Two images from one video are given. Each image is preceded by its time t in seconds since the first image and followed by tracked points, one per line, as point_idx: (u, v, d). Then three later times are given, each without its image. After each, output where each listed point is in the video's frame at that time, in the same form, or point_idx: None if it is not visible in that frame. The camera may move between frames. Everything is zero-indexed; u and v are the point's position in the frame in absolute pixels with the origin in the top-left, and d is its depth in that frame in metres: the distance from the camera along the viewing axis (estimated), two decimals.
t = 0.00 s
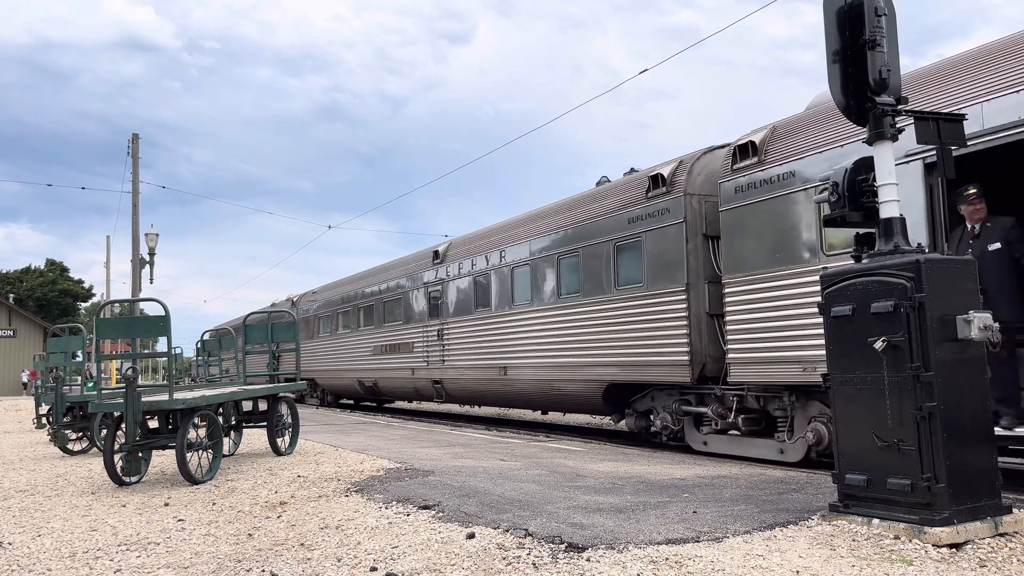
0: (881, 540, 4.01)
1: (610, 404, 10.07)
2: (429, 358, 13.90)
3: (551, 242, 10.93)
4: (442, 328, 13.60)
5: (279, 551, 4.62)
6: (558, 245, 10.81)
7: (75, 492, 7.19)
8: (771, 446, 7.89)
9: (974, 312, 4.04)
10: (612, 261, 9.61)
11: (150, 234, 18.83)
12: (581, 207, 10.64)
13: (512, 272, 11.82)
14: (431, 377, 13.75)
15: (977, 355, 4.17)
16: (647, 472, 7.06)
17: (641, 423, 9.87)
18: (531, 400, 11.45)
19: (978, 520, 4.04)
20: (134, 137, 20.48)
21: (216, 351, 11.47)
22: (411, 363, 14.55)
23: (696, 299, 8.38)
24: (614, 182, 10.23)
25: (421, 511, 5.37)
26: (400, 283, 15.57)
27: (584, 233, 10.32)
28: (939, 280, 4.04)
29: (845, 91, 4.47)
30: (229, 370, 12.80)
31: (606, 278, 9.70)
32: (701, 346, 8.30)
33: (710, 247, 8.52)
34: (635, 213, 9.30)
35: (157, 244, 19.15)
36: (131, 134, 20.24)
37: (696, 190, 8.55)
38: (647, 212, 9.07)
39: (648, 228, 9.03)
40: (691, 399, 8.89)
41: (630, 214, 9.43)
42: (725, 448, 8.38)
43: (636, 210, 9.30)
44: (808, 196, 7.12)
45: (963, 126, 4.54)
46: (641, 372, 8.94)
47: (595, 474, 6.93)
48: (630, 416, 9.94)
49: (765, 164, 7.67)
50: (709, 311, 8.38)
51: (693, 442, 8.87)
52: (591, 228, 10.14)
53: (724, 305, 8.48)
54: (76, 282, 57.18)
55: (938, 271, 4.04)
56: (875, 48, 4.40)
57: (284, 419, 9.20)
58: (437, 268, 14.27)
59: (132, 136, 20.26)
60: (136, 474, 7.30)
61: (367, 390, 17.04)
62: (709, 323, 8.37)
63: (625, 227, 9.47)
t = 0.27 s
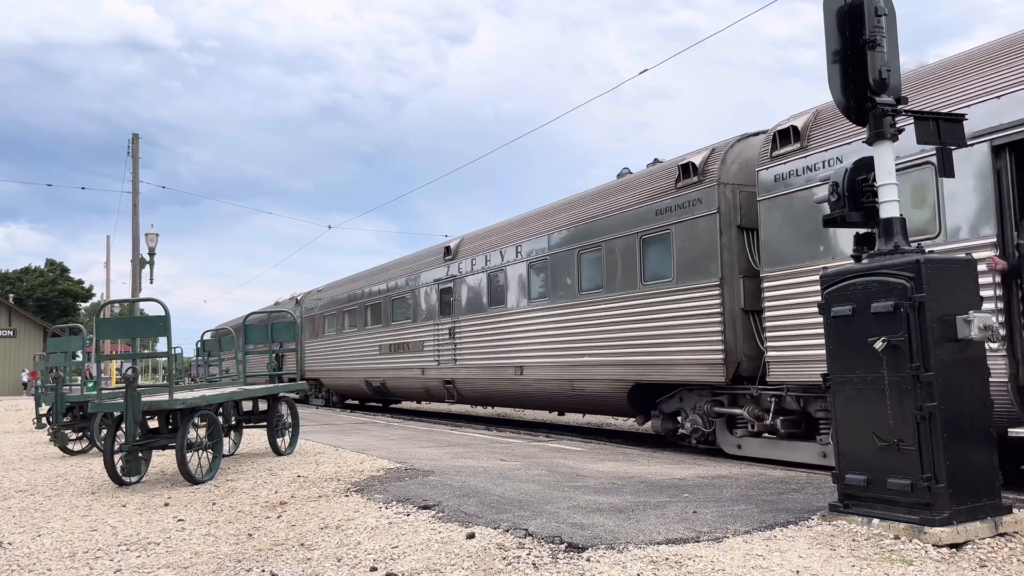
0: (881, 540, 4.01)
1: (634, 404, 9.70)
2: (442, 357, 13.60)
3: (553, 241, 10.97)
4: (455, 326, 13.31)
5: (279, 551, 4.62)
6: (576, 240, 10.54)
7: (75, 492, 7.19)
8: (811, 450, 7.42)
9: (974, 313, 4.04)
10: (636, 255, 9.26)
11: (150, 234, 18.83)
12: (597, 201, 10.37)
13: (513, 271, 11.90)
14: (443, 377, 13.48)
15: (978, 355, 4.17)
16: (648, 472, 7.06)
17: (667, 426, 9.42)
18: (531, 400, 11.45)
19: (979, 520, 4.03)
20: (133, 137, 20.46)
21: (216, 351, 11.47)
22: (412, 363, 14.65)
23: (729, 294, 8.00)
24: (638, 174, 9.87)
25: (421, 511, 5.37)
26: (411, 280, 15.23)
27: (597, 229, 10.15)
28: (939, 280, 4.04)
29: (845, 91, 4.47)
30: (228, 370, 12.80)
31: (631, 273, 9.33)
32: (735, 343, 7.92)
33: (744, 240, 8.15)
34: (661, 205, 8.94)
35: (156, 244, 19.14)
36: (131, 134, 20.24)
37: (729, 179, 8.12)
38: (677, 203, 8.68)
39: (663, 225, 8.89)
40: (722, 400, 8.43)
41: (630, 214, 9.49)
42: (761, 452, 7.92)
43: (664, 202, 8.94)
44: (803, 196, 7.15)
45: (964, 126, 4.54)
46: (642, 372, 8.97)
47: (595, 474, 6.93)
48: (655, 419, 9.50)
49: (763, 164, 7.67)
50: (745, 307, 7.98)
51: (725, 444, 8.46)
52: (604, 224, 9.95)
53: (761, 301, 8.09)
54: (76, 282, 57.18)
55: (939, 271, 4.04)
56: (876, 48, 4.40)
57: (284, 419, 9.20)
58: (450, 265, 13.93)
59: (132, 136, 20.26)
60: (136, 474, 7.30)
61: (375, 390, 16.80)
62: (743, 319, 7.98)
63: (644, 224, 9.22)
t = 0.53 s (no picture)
0: (881, 540, 4.01)
1: (662, 404, 9.25)
2: (453, 357, 13.19)
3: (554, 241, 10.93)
4: (468, 324, 12.87)
5: (279, 551, 4.62)
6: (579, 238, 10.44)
7: (75, 492, 7.19)
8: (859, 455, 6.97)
9: (974, 313, 4.04)
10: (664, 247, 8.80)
11: (150, 234, 18.83)
12: (599, 201, 10.29)
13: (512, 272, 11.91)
14: (454, 377, 13.08)
15: (978, 355, 4.16)
16: (648, 472, 7.06)
17: (697, 428, 8.97)
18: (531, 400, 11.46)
19: (979, 520, 4.03)
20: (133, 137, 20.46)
21: (216, 351, 11.47)
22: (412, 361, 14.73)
23: (768, 289, 7.56)
24: (658, 166, 9.50)
25: (421, 511, 5.37)
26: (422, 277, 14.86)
27: (597, 228, 10.09)
28: (939, 280, 4.04)
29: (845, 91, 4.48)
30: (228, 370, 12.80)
31: (658, 267, 8.85)
32: (774, 342, 7.48)
33: (784, 231, 7.69)
34: (674, 198, 8.71)
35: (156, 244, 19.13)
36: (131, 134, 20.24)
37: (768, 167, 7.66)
38: (710, 193, 8.20)
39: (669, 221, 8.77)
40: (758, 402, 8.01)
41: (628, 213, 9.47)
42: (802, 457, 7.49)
43: (693, 190, 8.48)
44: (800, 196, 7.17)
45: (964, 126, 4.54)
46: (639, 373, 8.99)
47: (595, 474, 6.93)
48: (683, 420, 9.07)
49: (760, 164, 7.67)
50: (783, 303, 7.54)
51: (763, 449, 7.99)
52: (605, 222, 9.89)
53: (802, 296, 7.63)
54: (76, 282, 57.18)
55: (939, 271, 4.04)
56: (876, 48, 4.40)
57: (284, 419, 9.20)
58: (463, 261, 13.56)
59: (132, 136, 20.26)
60: (136, 474, 7.30)
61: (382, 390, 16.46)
62: (783, 316, 7.53)
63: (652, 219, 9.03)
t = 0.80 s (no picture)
0: (881, 540, 4.01)
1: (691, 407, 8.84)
2: (466, 356, 12.74)
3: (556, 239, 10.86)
4: (482, 323, 12.39)
5: (279, 551, 4.62)
6: (580, 238, 10.40)
7: (75, 492, 7.19)
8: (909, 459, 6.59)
9: (974, 312, 4.03)
10: (695, 241, 8.35)
11: (150, 234, 18.82)
12: (599, 201, 10.26)
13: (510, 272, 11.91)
14: (467, 377, 12.62)
15: (978, 355, 4.16)
16: (647, 472, 7.06)
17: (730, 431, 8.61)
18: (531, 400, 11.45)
19: (979, 520, 4.04)
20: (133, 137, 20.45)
21: (215, 351, 11.47)
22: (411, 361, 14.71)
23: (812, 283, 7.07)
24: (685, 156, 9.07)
25: (421, 511, 5.37)
26: (431, 275, 14.36)
27: (598, 228, 10.05)
28: (939, 280, 4.04)
29: (845, 91, 4.48)
30: (229, 370, 12.80)
31: (689, 263, 8.40)
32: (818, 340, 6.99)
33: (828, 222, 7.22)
34: (681, 196, 8.60)
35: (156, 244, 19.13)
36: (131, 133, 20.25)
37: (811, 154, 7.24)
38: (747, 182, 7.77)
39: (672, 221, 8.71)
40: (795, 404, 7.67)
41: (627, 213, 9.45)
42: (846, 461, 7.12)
43: (728, 180, 8.02)
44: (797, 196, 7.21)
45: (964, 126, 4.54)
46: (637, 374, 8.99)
47: (595, 474, 6.93)
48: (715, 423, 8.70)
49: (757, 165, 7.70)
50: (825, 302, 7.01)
51: (805, 453, 7.63)
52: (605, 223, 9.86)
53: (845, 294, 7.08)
54: (76, 282, 57.17)
55: (938, 271, 4.04)
56: (876, 48, 4.40)
57: (284, 419, 9.19)
58: (475, 258, 13.06)
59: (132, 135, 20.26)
60: (136, 474, 7.30)
61: (389, 390, 16.05)
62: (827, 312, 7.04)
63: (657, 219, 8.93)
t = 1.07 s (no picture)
0: (881, 540, 4.01)
1: (726, 409, 8.42)
2: (479, 355, 12.28)
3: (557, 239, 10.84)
4: (496, 321, 11.91)
5: (279, 551, 4.62)
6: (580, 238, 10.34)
7: (75, 492, 7.19)
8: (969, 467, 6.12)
9: (974, 312, 4.04)
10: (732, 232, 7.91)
11: (150, 234, 18.82)
12: (602, 200, 10.21)
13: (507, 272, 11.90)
14: (474, 376, 12.39)
15: (978, 355, 4.16)
16: (647, 472, 7.06)
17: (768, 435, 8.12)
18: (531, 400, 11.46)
19: (979, 520, 4.04)
20: (133, 136, 20.42)
21: (215, 351, 11.47)
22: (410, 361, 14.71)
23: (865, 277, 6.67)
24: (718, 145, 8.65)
25: (421, 511, 5.37)
26: (442, 272, 13.85)
27: (599, 227, 10.00)
28: (939, 280, 4.04)
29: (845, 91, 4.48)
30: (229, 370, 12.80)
31: (723, 257, 7.97)
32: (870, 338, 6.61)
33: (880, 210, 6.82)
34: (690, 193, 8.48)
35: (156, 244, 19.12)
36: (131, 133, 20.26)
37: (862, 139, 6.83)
38: (787, 171, 7.38)
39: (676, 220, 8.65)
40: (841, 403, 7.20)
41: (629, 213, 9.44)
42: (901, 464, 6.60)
43: (770, 167, 7.58)
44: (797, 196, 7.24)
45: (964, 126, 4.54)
46: (636, 373, 8.99)
47: (595, 474, 6.93)
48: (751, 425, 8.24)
49: (759, 164, 7.73)
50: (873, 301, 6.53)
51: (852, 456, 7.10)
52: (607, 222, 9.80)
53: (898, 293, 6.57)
54: (76, 282, 57.16)
55: (938, 271, 4.04)
56: (875, 48, 4.40)
57: (284, 419, 9.20)
58: (490, 253, 12.57)
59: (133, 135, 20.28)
60: (136, 474, 7.30)
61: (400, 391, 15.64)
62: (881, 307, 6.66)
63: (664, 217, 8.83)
